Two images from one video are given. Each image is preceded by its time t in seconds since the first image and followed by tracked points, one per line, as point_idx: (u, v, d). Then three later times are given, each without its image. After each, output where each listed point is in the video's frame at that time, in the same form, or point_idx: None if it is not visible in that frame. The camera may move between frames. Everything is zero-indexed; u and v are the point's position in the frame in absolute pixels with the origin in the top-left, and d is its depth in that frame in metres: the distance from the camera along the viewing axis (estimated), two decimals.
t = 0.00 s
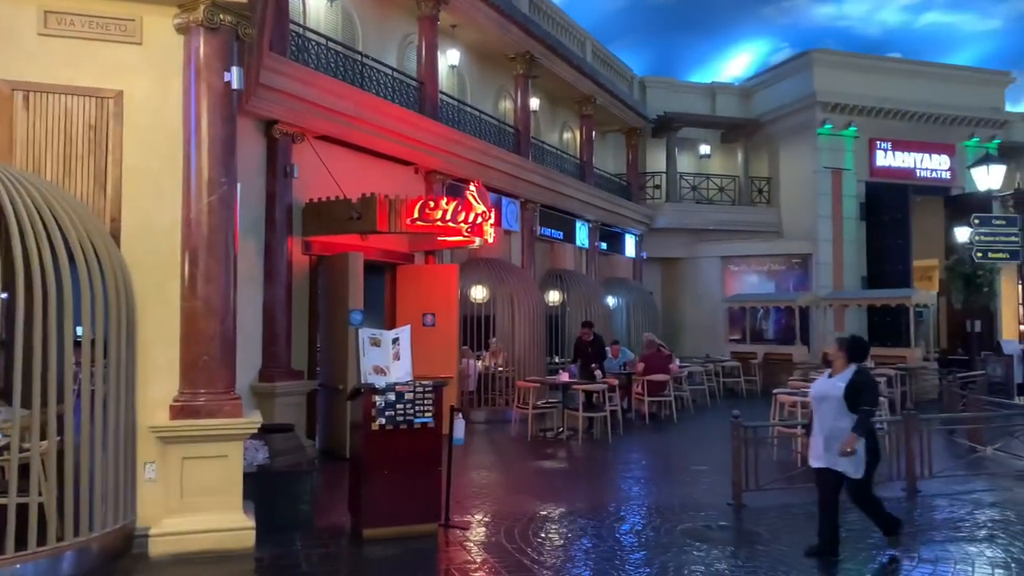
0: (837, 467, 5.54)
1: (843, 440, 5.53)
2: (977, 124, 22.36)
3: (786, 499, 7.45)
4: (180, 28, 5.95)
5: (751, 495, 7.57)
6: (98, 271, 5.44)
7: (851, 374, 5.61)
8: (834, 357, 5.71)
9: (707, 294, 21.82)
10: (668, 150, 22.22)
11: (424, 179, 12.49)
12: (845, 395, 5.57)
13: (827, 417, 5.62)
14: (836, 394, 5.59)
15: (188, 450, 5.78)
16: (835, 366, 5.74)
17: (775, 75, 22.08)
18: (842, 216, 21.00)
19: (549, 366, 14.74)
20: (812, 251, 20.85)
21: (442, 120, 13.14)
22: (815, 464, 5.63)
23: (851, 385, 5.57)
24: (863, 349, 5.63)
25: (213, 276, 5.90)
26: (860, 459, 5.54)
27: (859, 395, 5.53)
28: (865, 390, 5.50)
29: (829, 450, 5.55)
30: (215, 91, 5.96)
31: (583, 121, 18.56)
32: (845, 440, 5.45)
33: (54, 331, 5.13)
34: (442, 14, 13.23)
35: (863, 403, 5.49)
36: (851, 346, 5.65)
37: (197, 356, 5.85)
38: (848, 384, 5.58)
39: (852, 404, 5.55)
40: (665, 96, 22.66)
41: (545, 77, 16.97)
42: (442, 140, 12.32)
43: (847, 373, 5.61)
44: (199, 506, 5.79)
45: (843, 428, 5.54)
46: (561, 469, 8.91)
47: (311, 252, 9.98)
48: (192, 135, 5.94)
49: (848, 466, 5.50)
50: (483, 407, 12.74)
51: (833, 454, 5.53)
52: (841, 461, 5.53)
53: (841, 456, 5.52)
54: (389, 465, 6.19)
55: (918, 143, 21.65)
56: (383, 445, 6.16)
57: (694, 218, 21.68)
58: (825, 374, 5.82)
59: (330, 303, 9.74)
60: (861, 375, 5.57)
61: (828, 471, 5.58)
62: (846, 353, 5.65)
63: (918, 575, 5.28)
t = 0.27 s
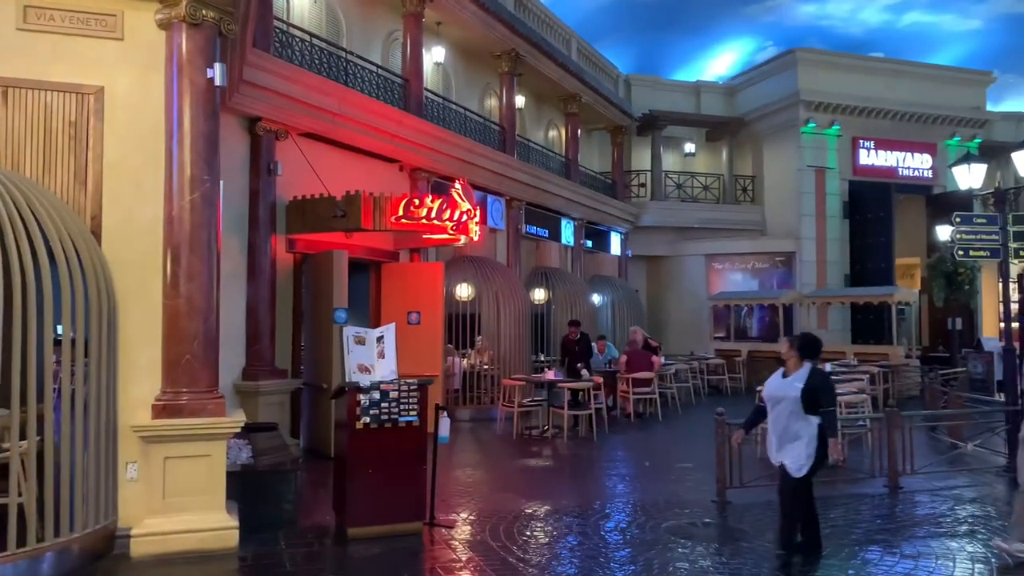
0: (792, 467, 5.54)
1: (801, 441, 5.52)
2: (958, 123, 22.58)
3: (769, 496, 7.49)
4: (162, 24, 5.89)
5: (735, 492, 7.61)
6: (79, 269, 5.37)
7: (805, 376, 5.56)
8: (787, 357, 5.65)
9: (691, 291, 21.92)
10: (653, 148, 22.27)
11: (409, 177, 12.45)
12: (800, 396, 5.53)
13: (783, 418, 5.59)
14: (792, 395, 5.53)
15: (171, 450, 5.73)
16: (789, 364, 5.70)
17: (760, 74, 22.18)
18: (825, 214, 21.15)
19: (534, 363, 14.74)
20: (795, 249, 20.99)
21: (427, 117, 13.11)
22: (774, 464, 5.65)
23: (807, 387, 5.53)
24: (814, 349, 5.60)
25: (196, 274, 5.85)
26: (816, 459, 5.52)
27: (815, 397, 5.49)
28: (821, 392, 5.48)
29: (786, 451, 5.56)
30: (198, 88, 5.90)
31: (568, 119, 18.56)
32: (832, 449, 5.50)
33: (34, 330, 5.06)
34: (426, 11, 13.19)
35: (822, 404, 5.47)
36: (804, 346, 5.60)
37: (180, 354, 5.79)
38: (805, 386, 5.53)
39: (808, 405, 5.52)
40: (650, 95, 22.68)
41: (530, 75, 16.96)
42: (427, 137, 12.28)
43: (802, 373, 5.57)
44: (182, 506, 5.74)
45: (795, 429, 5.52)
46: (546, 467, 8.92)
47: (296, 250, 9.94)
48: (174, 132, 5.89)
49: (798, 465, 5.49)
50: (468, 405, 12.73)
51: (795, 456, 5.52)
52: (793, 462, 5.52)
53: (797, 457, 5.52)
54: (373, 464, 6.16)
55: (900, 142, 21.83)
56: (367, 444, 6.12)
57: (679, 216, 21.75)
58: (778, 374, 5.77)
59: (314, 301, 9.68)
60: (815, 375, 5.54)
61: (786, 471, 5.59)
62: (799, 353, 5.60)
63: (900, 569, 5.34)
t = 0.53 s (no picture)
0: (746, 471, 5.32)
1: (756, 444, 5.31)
2: (942, 123, 22.77)
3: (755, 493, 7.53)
4: (146, 20, 5.84)
5: (721, 489, 7.64)
6: (62, 267, 5.32)
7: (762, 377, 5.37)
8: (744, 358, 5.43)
9: (678, 290, 21.99)
10: (640, 147, 22.32)
11: (396, 175, 12.41)
12: (755, 398, 5.32)
13: (739, 420, 5.38)
14: (747, 397, 5.32)
15: (156, 449, 5.69)
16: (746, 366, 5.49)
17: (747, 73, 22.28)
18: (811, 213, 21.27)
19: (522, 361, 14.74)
20: (781, 248, 21.10)
21: (415, 115, 13.07)
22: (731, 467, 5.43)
23: (763, 388, 5.34)
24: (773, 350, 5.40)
25: (181, 272, 5.81)
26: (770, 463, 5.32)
27: (770, 399, 5.30)
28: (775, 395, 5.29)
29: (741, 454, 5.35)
30: (182, 85, 5.86)
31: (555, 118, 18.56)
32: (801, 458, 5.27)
33: (17, 328, 5.01)
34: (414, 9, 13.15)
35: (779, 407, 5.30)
36: (761, 346, 5.39)
37: (164, 353, 5.75)
38: (761, 388, 5.34)
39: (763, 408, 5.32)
40: (637, 93, 22.72)
41: (518, 73, 16.95)
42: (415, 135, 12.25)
43: (759, 375, 5.36)
44: (167, 505, 5.70)
45: (750, 432, 5.31)
46: (534, 465, 8.92)
47: (282, 249, 9.89)
48: (158, 129, 5.85)
49: (756, 471, 5.27)
50: (455, 403, 12.72)
51: (750, 460, 5.29)
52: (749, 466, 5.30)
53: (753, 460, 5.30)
54: (361, 463, 6.14)
55: (885, 141, 21.98)
56: (355, 443, 6.11)
57: (666, 214, 21.81)
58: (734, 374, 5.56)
59: (301, 299, 9.64)
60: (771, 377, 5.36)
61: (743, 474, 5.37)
62: (756, 354, 5.39)
63: (884, 565, 5.38)
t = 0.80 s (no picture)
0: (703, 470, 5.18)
1: (710, 443, 5.15)
2: (928, 123, 22.94)
3: (742, 490, 7.56)
4: (132, 17, 5.80)
5: (709, 487, 7.67)
6: (46, 265, 5.28)
7: (716, 374, 5.17)
8: (699, 354, 5.26)
9: (666, 288, 22.04)
10: (628, 145, 22.35)
11: (384, 173, 12.38)
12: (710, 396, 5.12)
13: (693, 419, 5.22)
14: (700, 394, 5.14)
15: (142, 448, 5.65)
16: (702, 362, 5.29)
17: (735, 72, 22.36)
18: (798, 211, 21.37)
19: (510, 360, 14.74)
20: (768, 246, 21.19)
21: (403, 113, 13.04)
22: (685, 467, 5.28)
23: (717, 385, 5.14)
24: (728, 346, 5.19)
25: (167, 270, 5.77)
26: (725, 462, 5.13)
27: (725, 398, 5.09)
28: (731, 391, 5.08)
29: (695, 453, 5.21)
30: (168, 82, 5.82)
31: (544, 116, 18.56)
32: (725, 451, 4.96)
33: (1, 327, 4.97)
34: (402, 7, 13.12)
35: (731, 405, 5.07)
36: (716, 342, 5.19)
37: (150, 352, 5.71)
38: (715, 385, 5.14)
39: (717, 405, 5.12)
40: (625, 92, 22.74)
41: (506, 71, 16.93)
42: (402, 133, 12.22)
43: (713, 372, 5.16)
44: (153, 505, 5.66)
45: (708, 432, 5.13)
46: (522, 463, 8.92)
47: (268, 247, 9.80)
48: (144, 127, 5.80)
49: (716, 471, 5.14)
50: (443, 401, 12.71)
51: (704, 459, 5.15)
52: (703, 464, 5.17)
53: (708, 459, 5.16)
54: (348, 461, 6.13)
55: (871, 140, 22.11)
56: (342, 442, 6.09)
57: (654, 213, 21.86)
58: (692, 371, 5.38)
59: (288, 298, 9.60)
60: (726, 374, 5.15)
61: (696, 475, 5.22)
62: (711, 350, 5.19)
63: (869, 562, 5.42)
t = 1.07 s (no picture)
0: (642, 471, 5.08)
1: (652, 444, 5.03)
2: (915, 123, 23.08)
3: (731, 489, 7.59)
4: (118, 13, 5.76)
5: (697, 485, 7.70)
6: (31, 262, 5.23)
7: (664, 375, 5.08)
8: (651, 355, 5.18)
9: (654, 287, 22.08)
10: (617, 145, 22.38)
11: (373, 171, 12.34)
12: (659, 398, 5.04)
13: (641, 421, 5.11)
14: (648, 395, 5.06)
15: (129, 448, 5.61)
16: (654, 364, 5.21)
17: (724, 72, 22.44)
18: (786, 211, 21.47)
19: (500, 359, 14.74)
20: (757, 245, 21.27)
21: (392, 111, 13.00)
22: (628, 469, 5.19)
23: (665, 386, 5.05)
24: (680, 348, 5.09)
25: (154, 269, 5.74)
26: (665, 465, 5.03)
27: (673, 399, 5.00)
28: (681, 392, 5.00)
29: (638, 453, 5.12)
30: (155, 78, 5.78)
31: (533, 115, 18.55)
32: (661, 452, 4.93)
33: None
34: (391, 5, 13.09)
35: (677, 406, 4.97)
36: (667, 343, 5.11)
37: (137, 351, 5.67)
38: (665, 386, 5.06)
39: (663, 406, 5.02)
40: (615, 91, 22.77)
41: (496, 70, 16.92)
42: (392, 131, 12.19)
43: (663, 373, 5.08)
44: (139, 505, 5.63)
45: (655, 433, 5.03)
46: (512, 462, 8.93)
47: (257, 245, 9.73)
48: (131, 124, 5.76)
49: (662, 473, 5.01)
50: (433, 400, 12.68)
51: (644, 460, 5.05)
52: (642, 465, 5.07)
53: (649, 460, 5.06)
54: (336, 461, 6.11)
55: (859, 140, 22.23)
56: (330, 441, 6.06)
57: (643, 212, 21.90)
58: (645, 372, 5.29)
59: (277, 296, 9.56)
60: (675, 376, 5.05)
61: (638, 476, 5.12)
62: (661, 351, 5.11)
63: (856, 559, 5.45)
